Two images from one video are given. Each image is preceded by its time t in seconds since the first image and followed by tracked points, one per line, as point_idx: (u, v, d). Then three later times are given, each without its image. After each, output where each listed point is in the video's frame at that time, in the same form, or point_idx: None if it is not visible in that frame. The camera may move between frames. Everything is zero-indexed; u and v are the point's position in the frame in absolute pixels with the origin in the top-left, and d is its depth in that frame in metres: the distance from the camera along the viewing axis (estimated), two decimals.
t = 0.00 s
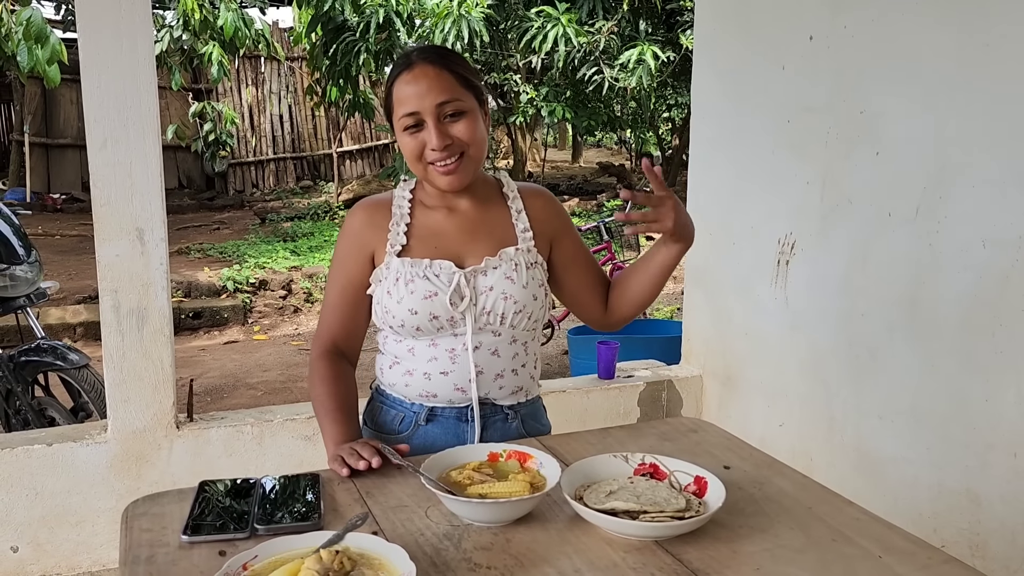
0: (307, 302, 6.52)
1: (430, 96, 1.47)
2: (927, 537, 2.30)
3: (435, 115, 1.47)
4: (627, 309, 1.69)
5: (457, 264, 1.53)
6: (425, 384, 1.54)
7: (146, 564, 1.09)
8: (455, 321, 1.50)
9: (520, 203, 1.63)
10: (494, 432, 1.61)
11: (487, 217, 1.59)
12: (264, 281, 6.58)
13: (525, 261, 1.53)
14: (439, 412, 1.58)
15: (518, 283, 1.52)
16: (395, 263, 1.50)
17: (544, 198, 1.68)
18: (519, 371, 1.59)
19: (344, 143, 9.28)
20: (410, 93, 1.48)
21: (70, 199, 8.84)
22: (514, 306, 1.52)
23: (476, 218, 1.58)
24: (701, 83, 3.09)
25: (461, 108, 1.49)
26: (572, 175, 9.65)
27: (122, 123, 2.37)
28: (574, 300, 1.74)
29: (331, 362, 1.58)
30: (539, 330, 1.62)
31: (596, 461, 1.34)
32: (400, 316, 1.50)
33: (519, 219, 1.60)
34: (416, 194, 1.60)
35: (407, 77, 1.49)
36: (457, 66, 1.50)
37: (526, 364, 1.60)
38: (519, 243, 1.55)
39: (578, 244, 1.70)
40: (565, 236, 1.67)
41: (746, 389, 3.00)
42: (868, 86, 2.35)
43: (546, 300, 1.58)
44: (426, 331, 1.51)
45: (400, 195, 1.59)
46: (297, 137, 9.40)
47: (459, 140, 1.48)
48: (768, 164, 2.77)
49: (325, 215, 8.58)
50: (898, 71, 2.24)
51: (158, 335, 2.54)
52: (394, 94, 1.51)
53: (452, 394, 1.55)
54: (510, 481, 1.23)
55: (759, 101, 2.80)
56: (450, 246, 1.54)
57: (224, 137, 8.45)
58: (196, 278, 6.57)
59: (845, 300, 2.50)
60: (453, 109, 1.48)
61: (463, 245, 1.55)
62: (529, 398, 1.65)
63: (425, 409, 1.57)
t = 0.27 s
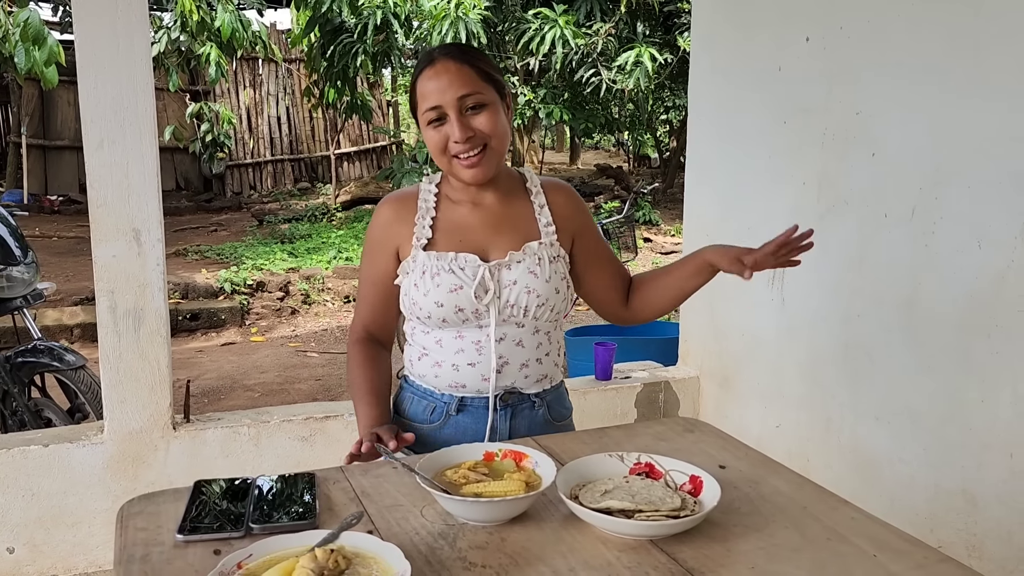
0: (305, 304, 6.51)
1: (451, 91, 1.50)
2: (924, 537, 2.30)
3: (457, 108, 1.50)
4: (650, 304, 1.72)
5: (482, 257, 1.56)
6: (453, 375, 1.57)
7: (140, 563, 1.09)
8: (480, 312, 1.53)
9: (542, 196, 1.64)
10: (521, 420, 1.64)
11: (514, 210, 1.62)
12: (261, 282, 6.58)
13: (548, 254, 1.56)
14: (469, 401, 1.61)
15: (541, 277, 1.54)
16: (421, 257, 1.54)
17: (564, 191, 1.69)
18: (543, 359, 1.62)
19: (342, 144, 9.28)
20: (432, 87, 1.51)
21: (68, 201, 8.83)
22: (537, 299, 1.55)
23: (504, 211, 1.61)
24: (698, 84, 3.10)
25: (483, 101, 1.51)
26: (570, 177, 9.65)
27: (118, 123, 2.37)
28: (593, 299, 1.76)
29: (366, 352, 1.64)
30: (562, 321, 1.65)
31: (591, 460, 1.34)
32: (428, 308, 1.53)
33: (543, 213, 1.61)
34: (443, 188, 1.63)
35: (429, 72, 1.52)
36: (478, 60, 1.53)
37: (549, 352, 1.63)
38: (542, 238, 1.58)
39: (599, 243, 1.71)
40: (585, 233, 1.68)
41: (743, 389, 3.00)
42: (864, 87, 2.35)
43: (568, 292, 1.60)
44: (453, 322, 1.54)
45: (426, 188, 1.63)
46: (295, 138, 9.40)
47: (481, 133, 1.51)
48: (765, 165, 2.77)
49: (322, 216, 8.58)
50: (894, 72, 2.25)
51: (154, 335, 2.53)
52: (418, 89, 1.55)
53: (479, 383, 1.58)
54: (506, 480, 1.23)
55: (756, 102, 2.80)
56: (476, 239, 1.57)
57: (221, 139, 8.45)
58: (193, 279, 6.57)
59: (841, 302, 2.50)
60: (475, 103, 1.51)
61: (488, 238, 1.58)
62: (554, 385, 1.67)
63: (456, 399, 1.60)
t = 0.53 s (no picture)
0: (297, 306, 6.50)
1: (479, 95, 1.50)
2: (915, 539, 2.30)
3: (483, 113, 1.50)
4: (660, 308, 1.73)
5: (491, 258, 1.58)
6: (456, 372, 1.59)
7: (127, 569, 1.09)
8: (480, 312, 1.55)
9: (557, 201, 1.65)
10: (524, 414, 1.62)
11: (528, 212, 1.63)
12: (253, 285, 6.56)
13: (552, 259, 1.56)
14: (473, 398, 1.61)
15: (541, 280, 1.55)
16: (432, 255, 1.58)
17: (580, 195, 1.69)
18: (544, 357, 1.61)
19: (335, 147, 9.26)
20: (461, 90, 1.51)
21: (59, 203, 8.79)
22: (537, 302, 1.56)
23: (518, 213, 1.62)
24: (689, 86, 3.10)
25: (509, 107, 1.52)
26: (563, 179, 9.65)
27: (108, 126, 2.36)
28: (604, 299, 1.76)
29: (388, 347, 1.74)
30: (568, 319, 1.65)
31: (580, 463, 1.34)
32: (433, 305, 1.57)
33: (554, 218, 1.62)
34: (462, 186, 1.65)
35: (460, 75, 1.52)
36: (509, 66, 1.53)
37: (552, 348, 1.62)
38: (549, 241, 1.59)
39: (610, 244, 1.72)
40: (598, 236, 1.69)
41: (734, 392, 3.01)
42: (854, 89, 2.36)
43: (571, 296, 1.61)
44: (457, 320, 1.57)
45: (447, 185, 1.65)
46: (287, 140, 9.38)
47: (505, 139, 1.51)
48: (756, 168, 2.78)
49: (315, 219, 8.56)
50: (884, 75, 2.25)
51: (145, 339, 2.52)
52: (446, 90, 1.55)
53: (479, 381, 1.59)
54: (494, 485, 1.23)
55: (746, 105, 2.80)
56: (488, 239, 1.59)
57: (213, 141, 8.43)
58: (185, 282, 6.55)
59: (831, 305, 2.50)
60: (502, 108, 1.51)
61: (500, 239, 1.59)
62: (558, 378, 1.65)
63: (460, 396, 1.61)
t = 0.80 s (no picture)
0: (285, 310, 6.48)
1: (479, 101, 1.50)
2: (899, 540, 2.31)
3: (483, 119, 1.50)
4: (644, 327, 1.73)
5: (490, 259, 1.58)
6: (459, 370, 1.59)
7: None
8: (481, 311, 1.55)
9: (556, 205, 1.65)
10: (529, 410, 1.63)
11: (527, 214, 1.63)
12: (241, 289, 6.51)
13: (552, 263, 1.57)
14: (477, 396, 1.61)
15: (541, 283, 1.55)
16: (434, 254, 1.58)
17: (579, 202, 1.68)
18: (546, 355, 1.61)
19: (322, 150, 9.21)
20: (460, 96, 1.51)
21: (45, 208, 8.73)
22: (537, 304, 1.56)
23: (517, 215, 1.63)
24: (674, 90, 3.11)
25: (509, 113, 1.52)
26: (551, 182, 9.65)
27: (91, 130, 2.35)
28: (589, 302, 1.76)
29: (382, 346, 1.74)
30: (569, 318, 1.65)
31: (565, 467, 1.34)
32: (435, 303, 1.57)
33: (553, 222, 1.62)
34: (463, 188, 1.66)
35: (461, 81, 1.52)
36: (508, 72, 1.53)
37: (553, 347, 1.62)
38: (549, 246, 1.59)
39: (604, 249, 1.72)
40: (594, 243, 1.68)
41: (720, 394, 3.01)
42: (837, 94, 2.37)
43: (570, 298, 1.61)
44: (457, 318, 1.57)
45: (448, 186, 1.65)
46: (275, 144, 9.36)
47: (504, 144, 1.52)
48: (741, 171, 2.79)
49: (302, 222, 8.53)
50: (866, 78, 2.27)
51: (129, 344, 2.51)
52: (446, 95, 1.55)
53: (483, 379, 1.59)
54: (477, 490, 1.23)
55: (730, 109, 2.82)
56: (487, 241, 1.60)
57: (200, 145, 8.39)
58: (172, 287, 6.52)
59: (816, 307, 2.51)
60: (502, 114, 1.51)
61: (499, 240, 1.60)
62: (559, 374, 1.65)
63: (464, 394, 1.61)
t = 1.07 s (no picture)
0: (270, 315, 6.45)
1: (467, 105, 1.50)
2: (882, 542, 2.33)
3: (472, 122, 1.50)
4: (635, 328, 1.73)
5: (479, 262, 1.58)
6: (445, 374, 1.59)
7: None
8: (470, 313, 1.55)
9: (544, 208, 1.65)
10: (514, 414, 1.63)
11: (516, 217, 1.63)
12: (225, 294, 6.51)
13: (540, 264, 1.57)
14: (462, 400, 1.61)
15: (530, 284, 1.56)
16: (422, 257, 1.57)
17: (568, 205, 1.69)
18: (533, 358, 1.61)
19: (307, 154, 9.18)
20: (448, 100, 1.51)
21: (27, 212, 8.65)
22: (525, 305, 1.56)
23: (506, 218, 1.62)
24: (659, 95, 3.12)
25: (498, 117, 1.52)
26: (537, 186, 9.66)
27: (73, 134, 2.33)
28: (578, 305, 1.76)
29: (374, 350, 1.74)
30: (555, 323, 1.65)
31: (550, 472, 1.34)
32: (423, 305, 1.57)
33: (541, 225, 1.62)
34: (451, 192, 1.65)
35: (450, 85, 1.52)
36: (496, 76, 1.53)
37: (540, 351, 1.62)
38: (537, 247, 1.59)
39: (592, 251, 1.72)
40: (582, 247, 1.68)
41: (706, 397, 3.02)
42: (820, 98, 2.39)
43: (558, 300, 1.61)
44: (445, 321, 1.57)
45: (437, 190, 1.65)
46: (260, 148, 9.33)
47: (493, 147, 1.51)
48: (725, 175, 2.80)
49: (288, 227, 8.49)
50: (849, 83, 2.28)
51: (111, 350, 2.49)
52: (435, 100, 1.55)
53: (470, 382, 1.59)
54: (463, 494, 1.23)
55: (714, 114, 2.83)
56: (476, 244, 1.59)
57: (184, 149, 8.34)
58: (156, 292, 6.48)
59: (802, 310, 2.52)
60: (491, 118, 1.51)
61: (488, 244, 1.59)
62: (545, 378, 1.66)
63: (450, 399, 1.61)
